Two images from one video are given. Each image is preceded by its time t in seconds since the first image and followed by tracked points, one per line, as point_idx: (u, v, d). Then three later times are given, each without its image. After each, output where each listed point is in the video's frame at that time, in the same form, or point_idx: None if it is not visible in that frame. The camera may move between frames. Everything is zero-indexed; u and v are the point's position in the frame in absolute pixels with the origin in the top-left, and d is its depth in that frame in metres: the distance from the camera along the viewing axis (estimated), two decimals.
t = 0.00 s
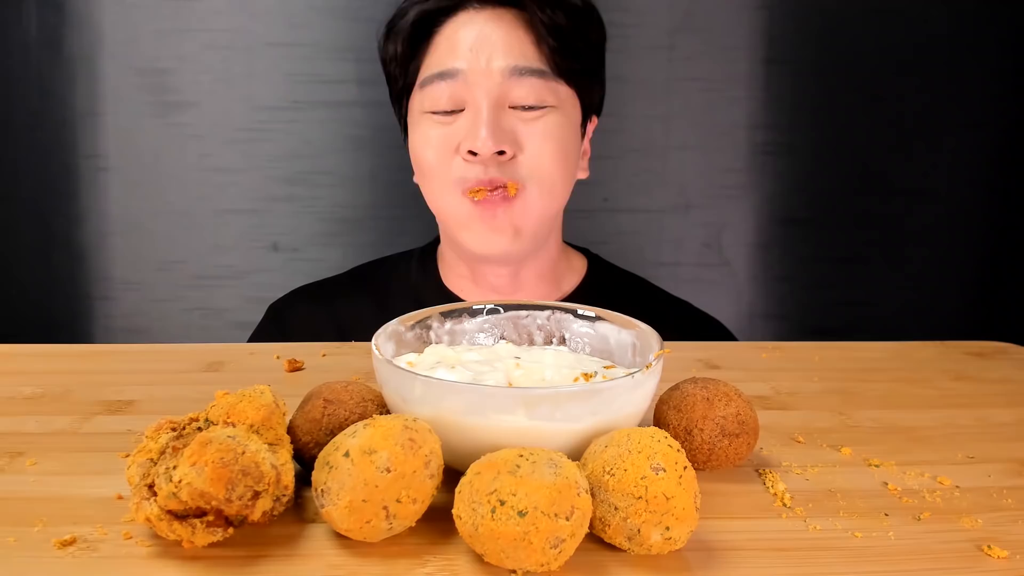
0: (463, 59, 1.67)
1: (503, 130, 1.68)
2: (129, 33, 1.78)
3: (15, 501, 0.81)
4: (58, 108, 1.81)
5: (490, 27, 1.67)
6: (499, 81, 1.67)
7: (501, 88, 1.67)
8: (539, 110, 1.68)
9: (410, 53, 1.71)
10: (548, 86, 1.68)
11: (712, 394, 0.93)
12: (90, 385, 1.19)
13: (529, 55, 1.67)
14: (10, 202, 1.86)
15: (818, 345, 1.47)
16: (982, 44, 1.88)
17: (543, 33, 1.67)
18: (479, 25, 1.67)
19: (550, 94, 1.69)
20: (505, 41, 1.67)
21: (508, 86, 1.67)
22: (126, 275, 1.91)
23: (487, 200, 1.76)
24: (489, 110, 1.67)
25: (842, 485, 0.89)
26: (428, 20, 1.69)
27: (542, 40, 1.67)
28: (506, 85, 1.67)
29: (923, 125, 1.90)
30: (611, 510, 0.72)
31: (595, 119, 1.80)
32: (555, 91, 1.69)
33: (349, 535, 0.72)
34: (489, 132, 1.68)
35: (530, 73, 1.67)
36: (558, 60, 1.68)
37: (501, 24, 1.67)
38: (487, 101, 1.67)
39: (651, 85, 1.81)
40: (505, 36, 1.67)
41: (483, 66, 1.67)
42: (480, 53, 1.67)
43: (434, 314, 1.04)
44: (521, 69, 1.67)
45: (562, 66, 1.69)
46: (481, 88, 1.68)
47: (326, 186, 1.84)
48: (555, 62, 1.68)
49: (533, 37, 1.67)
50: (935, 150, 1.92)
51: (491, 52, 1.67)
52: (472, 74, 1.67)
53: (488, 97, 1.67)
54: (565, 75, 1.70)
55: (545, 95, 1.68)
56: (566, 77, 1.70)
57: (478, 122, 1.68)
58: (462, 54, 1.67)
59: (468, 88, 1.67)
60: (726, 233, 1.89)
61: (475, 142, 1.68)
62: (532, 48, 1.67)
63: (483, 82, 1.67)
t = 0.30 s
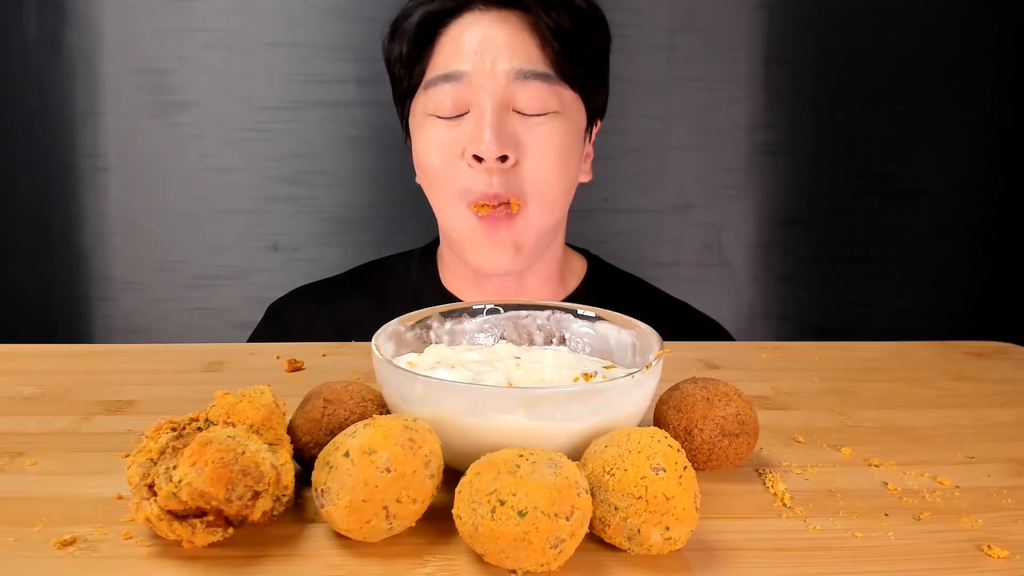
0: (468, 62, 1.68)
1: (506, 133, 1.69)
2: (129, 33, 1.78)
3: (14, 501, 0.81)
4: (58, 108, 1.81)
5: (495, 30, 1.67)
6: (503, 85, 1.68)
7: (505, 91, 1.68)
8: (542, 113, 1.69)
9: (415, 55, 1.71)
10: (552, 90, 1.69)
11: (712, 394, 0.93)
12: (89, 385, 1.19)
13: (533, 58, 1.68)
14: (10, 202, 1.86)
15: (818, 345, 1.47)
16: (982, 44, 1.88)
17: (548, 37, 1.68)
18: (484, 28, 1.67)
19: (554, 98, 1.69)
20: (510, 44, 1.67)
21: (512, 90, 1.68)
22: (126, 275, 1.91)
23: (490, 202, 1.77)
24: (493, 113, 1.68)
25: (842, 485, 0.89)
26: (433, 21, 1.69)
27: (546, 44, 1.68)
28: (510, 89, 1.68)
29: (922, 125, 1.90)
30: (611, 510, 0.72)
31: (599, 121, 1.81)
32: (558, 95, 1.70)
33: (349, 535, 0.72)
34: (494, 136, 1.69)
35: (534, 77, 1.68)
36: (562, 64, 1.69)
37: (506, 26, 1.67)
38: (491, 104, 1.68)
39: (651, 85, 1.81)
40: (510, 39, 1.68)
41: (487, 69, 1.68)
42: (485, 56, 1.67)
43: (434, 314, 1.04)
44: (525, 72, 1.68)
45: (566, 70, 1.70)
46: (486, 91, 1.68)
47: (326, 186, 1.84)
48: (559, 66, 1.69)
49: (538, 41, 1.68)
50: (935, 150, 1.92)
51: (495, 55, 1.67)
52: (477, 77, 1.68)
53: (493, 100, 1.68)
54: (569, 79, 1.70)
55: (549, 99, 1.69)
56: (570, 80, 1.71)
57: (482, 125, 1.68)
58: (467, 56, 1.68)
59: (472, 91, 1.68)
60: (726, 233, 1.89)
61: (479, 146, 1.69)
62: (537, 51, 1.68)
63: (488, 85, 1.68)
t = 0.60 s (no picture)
0: (458, 65, 1.65)
1: (501, 134, 1.66)
2: (129, 33, 1.78)
3: (14, 501, 0.81)
4: (58, 108, 1.81)
5: (482, 30, 1.65)
6: (494, 85, 1.65)
7: (497, 92, 1.65)
8: (536, 112, 1.67)
9: (404, 60, 1.71)
10: (545, 87, 1.66)
11: (712, 394, 0.93)
12: (89, 385, 1.19)
13: (523, 57, 1.65)
14: (11, 202, 1.86)
15: (818, 344, 1.47)
16: (982, 44, 1.88)
17: (536, 34, 1.65)
18: (472, 29, 1.65)
19: (547, 95, 1.67)
20: (499, 44, 1.65)
21: (504, 89, 1.65)
22: (126, 275, 1.91)
23: (489, 204, 1.74)
24: (486, 114, 1.65)
25: (842, 485, 0.89)
26: (421, 25, 1.67)
27: (535, 42, 1.65)
28: (502, 88, 1.65)
29: (923, 125, 1.90)
30: (611, 510, 0.72)
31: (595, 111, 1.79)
32: (551, 92, 1.67)
33: (349, 535, 0.72)
34: (488, 137, 1.66)
35: (525, 75, 1.65)
36: (552, 60, 1.66)
37: (494, 26, 1.65)
38: (484, 106, 1.65)
39: (651, 85, 1.81)
40: (499, 39, 1.65)
41: (478, 70, 1.65)
42: (475, 57, 1.65)
43: (434, 314, 1.04)
44: (515, 71, 1.65)
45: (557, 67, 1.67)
46: (478, 92, 1.65)
47: (326, 186, 1.84)
48: (550, 63, 1.66)
49: (526, 39, 1.65)
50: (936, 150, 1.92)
51: (485, 56, 1.65)
52: (468, 79, 1.65)
53: (485, 101, 1.65)
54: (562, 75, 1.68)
55: (542, 97, 1.66)
56: (563, 77, 1.68)
57: (476, 127, 1.66)
58: (457, 59, 1.65)
59: (464, 93, 1.65)
60: (726, 233, 1.89)
61: (473, 148, 1.67)
62: (526, 49, 1.65)
63: (479, 86, 1.65)
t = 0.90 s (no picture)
0: (444, 67, 1.67)
1: (489, 134, 1.68)
2: (129, 33, 1.78)
3: (13, 501, 0.81)
4: (58, 108, 1.81)
5: (467, 32, 1.66)
6: (480, 87, 1.67)
7: (483, 94, 1.67)
8: (523, 111, 1.68)
9: (391, 66, 1.73)
10: (532, 86, 1.67)
11: (712, 394, 0.93)
12: (89, 385, 1.19)
13: (508, 57, 1.66)
14: (11, 202, 1.86)
15: (818, 344, 1.47)
16: (982, 44, 1.88)
17: (521, 34, 1.66)
18: (456, 32, 1.66)
19: (535, 94, 1.68)
20: (484, 45, 1.66)
21: (490, 90, 1.67)
22: (126, 275, 1.91)
23: (480, 204, 1.76)
24: (474, 116, 1.67)
25: (842, 485, 0.89)
26: (406, 30, 1.70)
27: (520, 42, 1.66)
28: (488, 90, 1.67)
29: (923, 126, 1.90)
30: (611, 510, 0.72)
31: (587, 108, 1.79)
32: (539, 91, 1.68)
33: (349, 535, 0.72)
34: (476, 139, 1.68)
35: (511, 75, 1.67)
36: (537, 59, 1.67)
37: (478, 28, 1.65)
38: (471, 108, 1.67)
39: (650, 85, 1.81)
40: (483, 40, 1.66)
41: (464, 72, 1.67)
42: (460, 60, 1.66)
43: (434, 314, 1.04)
44: (501, 72, 1.66)
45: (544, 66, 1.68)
46: (465, 95, 1.67)
47: (325, 186, 1.84)
48: (536, 62, 1.67)
49: (511, 39, 1.66)
50: (936, 150, 1.92)
51: (470, 58, 1.66)
52: (455, 82, 1.67)
53: (472, 103, 1.67)
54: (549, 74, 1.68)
55: (529, 96, 1.67)
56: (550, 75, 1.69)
57: (464, 130, 1.68)
58: (443, 62, 1.67)
59: (451, 97, 1.67)
60: (726, 233, 1.89)
61: (463, 150, 1.69)
62: (511, 50, 1.66)
63: (466, 88, 1.67)
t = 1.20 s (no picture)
0: (430, 67, 1.69)
1: (476, 130, 1.70)
2: (129, 33, 1.78)
3: (13, 501, 0.81)
4: (58, 107, 1.81)
5: (451, 31, 1.68)
6: (466, 84, 1.69)
7: (469, 91, 1.69)
8: (510, 106, 1.70)
9: (379, 71, 1.75)
10: (518, 80, 1.69)
11: (712, 394, 0.93)
12: (89, 385, 1.19)
13: (492, 54, 1.69)
14: (12, 202, 1.86)
15: (818, 344, 1.47)
16: (982, 44, 1.88)
17: (504, 31, 1.68)
18: (440, 32, 1.68)
19: (521, 88, 1.70)
20: (468, 43, 1.68)
21: (476, 87, 1.69)
22: (126, 275, 1.91)
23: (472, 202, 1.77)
24: (461, 113, 1.70)
25: (842, 485, 0.89)
26: (392, 34, 1.73)
27: (503, 38, 1.69)
28: (474, 87, 1.69)
29: (922, 126, 1.90)
30: (611, 510, 0.72)
31: (578, 103, 1.79)
32: (525, 85, 1.70)
33: (349, 535, 0.72)
34: (464, 136, 1.70)
35: (496, 71, 1.69)
36: (522, 55, 1.69)
37: (461, 26, 1.68)
38: (458, 106, 1.69)
39: (649, 85, 1.81)
40: (466, 37, 1.68)
41: (449, 71, 1.69)
42: (445, 59, 1.69)
43: (434, 314, 1.04)
44: (486, 68, 1.69)
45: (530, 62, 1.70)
46: (451, 93, 1.69)
47: (325, 186, 1.84)
48: (521, 58, 1.69)
49: (494, 36, 1.69)
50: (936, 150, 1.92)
51: (455, 56, 1.68)
52: (441, 81, 1.69)
53: (458, 101, 1.69)
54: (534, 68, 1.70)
55: (515, 90, 1.69)
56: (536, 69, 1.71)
57: (451, 128, 1.70)
58: (428, 62, 1.69)
59: (438, 96, 1.70)
60: (726, 232, 1.89)
61: (451, 148, 1.71)
62: (495, 46, 1.69)
63: (452, 87, 1.69)
